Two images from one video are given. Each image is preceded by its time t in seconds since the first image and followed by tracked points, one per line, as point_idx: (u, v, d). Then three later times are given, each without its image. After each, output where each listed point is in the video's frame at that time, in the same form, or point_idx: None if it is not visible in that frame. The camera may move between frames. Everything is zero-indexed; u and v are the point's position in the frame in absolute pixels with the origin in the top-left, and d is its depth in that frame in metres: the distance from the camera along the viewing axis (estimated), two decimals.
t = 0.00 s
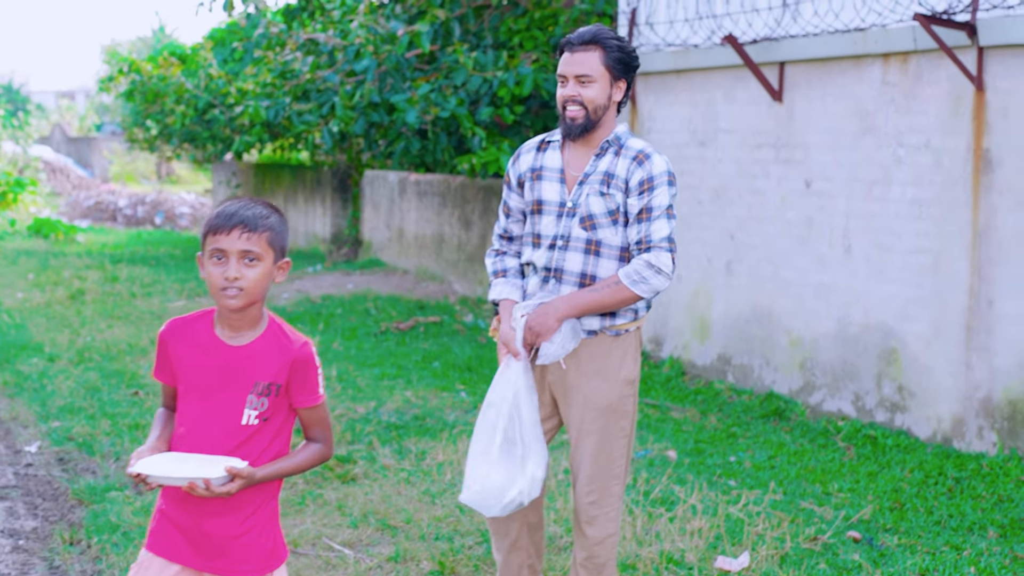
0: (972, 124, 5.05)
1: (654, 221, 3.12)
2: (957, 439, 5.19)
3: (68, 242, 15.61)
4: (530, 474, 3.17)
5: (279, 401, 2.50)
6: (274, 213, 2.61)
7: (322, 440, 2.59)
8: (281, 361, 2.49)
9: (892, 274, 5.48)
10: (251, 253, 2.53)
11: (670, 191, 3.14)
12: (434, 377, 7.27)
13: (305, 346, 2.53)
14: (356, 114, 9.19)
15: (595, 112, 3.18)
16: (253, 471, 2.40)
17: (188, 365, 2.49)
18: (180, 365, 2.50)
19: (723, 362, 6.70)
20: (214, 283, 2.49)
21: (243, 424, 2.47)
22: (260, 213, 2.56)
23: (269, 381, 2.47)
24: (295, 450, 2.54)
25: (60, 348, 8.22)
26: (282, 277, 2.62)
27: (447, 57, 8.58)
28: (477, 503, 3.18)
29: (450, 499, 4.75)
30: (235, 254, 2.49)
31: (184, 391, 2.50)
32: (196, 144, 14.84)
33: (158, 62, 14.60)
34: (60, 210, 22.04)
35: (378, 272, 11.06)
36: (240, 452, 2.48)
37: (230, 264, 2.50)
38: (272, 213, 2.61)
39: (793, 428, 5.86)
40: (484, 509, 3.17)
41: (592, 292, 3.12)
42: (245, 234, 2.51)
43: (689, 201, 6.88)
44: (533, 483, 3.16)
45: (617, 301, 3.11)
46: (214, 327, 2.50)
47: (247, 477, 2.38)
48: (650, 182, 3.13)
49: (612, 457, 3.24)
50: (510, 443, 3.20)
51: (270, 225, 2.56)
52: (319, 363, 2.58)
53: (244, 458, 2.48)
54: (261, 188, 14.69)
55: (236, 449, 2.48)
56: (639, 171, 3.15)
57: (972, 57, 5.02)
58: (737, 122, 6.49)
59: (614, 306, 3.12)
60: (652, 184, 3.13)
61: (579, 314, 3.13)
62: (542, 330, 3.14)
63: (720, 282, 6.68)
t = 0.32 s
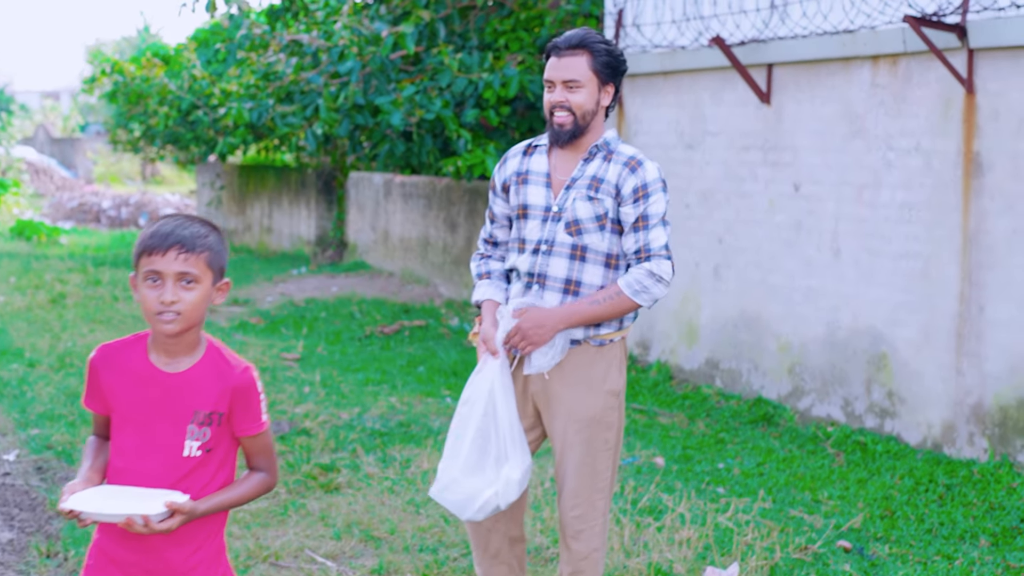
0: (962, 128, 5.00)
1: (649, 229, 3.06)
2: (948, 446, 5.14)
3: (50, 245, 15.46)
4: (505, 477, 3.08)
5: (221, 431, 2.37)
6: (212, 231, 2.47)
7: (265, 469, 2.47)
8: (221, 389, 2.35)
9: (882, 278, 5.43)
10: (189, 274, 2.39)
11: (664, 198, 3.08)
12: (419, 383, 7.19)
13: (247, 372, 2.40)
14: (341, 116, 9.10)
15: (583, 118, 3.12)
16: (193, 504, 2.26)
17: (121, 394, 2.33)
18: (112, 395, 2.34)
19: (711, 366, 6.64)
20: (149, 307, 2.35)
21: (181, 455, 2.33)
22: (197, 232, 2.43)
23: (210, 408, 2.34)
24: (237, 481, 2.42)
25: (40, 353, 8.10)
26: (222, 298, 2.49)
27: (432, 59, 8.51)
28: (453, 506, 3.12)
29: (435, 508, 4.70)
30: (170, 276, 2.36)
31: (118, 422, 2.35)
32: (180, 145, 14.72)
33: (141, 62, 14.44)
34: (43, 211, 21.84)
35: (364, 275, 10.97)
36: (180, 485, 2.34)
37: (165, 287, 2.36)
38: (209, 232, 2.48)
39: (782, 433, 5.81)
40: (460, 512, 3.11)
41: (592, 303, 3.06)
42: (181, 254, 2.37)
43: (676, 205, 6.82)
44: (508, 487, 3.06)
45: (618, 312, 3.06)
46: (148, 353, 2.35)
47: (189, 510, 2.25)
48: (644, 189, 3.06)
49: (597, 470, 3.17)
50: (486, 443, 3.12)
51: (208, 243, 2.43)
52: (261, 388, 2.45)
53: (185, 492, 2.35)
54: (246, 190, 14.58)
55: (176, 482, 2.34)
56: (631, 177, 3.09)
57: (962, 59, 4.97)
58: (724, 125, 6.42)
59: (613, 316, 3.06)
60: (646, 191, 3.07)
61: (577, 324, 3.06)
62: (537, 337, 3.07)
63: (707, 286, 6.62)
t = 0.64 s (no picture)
0: (954, 132, 4.94)
1: (642, 238, 3.01)
2: (939, 453, 5.08)
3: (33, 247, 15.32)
4: (485, 479, 3.02)
5: (139, 471, 2.22)
6: (128, 260, 2.30)
7: (184, 511, 2.31)
8: (136, 426, 2.19)
9: (873, 283, 5.37)
10: (101, 307, 2.22)
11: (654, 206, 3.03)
12: (405, 389, 7.11)
13: (164, 408, 2.24)
14: (325, 118, 9.04)
15: (568, 126, 3.05)
16: (107, 551, 2.10)
17: (26, 436, 2.17)
18: (17, 436, 2.17)
19: (700, 372, 6.58)
20: (56, 341, 2.18)
21: (94, 498, 2.17)
22: (110, 261, 2.26)
23: (124, 448, 2.18)
24: (157, 524, 2.26)
25: (21, 359, 7.98)
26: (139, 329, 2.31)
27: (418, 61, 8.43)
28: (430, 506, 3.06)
29: (419, 520, 4.69)
30: (80, 309, 2.19)
31: (24, 465, 2.18)
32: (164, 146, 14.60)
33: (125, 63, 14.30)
34: (28, 213, 21.66)
35: (350, 278, 10.88)
36: (96, 531, 2.19)
37: (75, 320, 2.19)
38: (125, 260, 2.31)
39: (772, 440, 5.75)
40: (437, 512, 3.05)
41: (589, 317, 2.99)
42: (92, 285, 2.20)
43: (665, 209, 6.75)
44: (489, 489, 3.01)
45: (616, 323, 3.01)
46: (55, 391, 2.18)
47: (103, 557, 2.09)
48: (634, 197, 3.00)
49: (583, 484, 3.09)
50: (466, 443, 3.07)
51: (122, 274, 2.25)
52: (180, 424, 2.29)
53: (100, 536, 2.19)
54: (231, 192, 14.47)
55: (90, 528, 2.18)
56: (622, 184, 3.02)
57: (953, 62, 4.91)
58: (713, 128, 6.36)
59: (610, 328, 3.01)
60: (636, 200, 3.00)
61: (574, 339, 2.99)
62: (535, 354, 2.97)
63: (696, 290, 6.55)
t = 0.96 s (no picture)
0: (947, 135, 4.88)
1: (629, 243, 2.94)
2: (932, 460, 5.03)
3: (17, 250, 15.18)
4: (471, 474, 2.94)
5: (26, 509, 2.09)
6: (23, 281, 2.16)
7: (78, 550, 2.21)
8: (27, 461, 2.06)
9: (864, 288, 5.32)
10: None
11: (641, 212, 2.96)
12: (391, 394, 7.02)
13: (57, 442, 2.11)
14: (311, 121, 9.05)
15: (549, 138, 2.97)
16: None
17: None
18: None
19: (690, 377, 6.51)
20: None
21: None
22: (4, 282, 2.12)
23: (13, 486, 2.04)
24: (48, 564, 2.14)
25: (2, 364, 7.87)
26: (32, 355, 2.18)
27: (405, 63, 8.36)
28: (411, 503, 2.95)
29: (405, 531, 4.65)
30: None
31: None
32: (149, 147, 14.48)
33: (109, 64, 14.17)
34: (12, 215, 21.50)
35: (336, 280, 10.79)
36: None
37: None
38: (21, 281, 2.17)
39: (763, 446, 5.68)
40: (420, 509, 2.94)
41: (582, 325, 2.91)
42: None
43: (654, 212, 6.68)
44: (473, 485, 2.92)
45: (609, 331, 2.92)
46: None
47: None
48: (620, 202, 2.93)
49: (569, 498, 3.02)
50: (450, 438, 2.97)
51: (17, 296, 2.12)
52: (74, 458, 2.17)
53: None
54: (216, 194, 14.37)
55: None
56: (606, 189, 2.95)
57: (946, 65, 4.86)
58: (703, 130, 6.30)
59: (603, 337, 2.93)
60: (623, 205, 2.94)
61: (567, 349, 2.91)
62: (530, 364, 2.87)
63: (686, 295, 6.48)
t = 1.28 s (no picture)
0: (938, 137, 4.85)
1: (609, 245, 2.90)
2: (923, 464, 4.99)
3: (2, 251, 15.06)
4: (463, 457, 2.83)
5: None
6: None
7: None
8: None
9: (855, 291, 5.28)
10: None
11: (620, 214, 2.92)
12: (379, 398, 6.96)
13: None
14: (298, 122, 8.98)
15: (527, 149, 2.92)
16: None
17: None
18: None
19: (679, 380, 6.47)
20: None
21: None
22: None
23: None
24: None
25: None
26: None
27: (392, 64, 8.29)
28: (402, 489, 2.84)
29: (392, 538, 4.60)
30: None
31: None
32: (134, 148, 14.38)
33: (95, 65, 14.07)
34: None
35: (323, 282, 10.73)
36: None
37: None
38: None
39: (753, 450, 5.64)
40: (412, 496, 2.82)
41: (562, 325, 2.86)
42: None
43: (643, 214, 6.64)
44: (468, 469, 2.82)
45: (588, 333, 2.87)
46: None
47: None
48: (600, 204, 2.89)
49: (554, 506, 2.98)
50: (442, 421, 2.86)
51: None
52: None
53: None
54: (203, 195, 14.28)
55: None
56: (586, 192, 2.90)
57: (937, 66, 4.82)
58: (692, 132, 6.25)
59: (583, 339, 2.88)
60: (603, 206, 2.90)
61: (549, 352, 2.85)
62: (512, 363, 2.79)
63: (675, 297, 6.44)
